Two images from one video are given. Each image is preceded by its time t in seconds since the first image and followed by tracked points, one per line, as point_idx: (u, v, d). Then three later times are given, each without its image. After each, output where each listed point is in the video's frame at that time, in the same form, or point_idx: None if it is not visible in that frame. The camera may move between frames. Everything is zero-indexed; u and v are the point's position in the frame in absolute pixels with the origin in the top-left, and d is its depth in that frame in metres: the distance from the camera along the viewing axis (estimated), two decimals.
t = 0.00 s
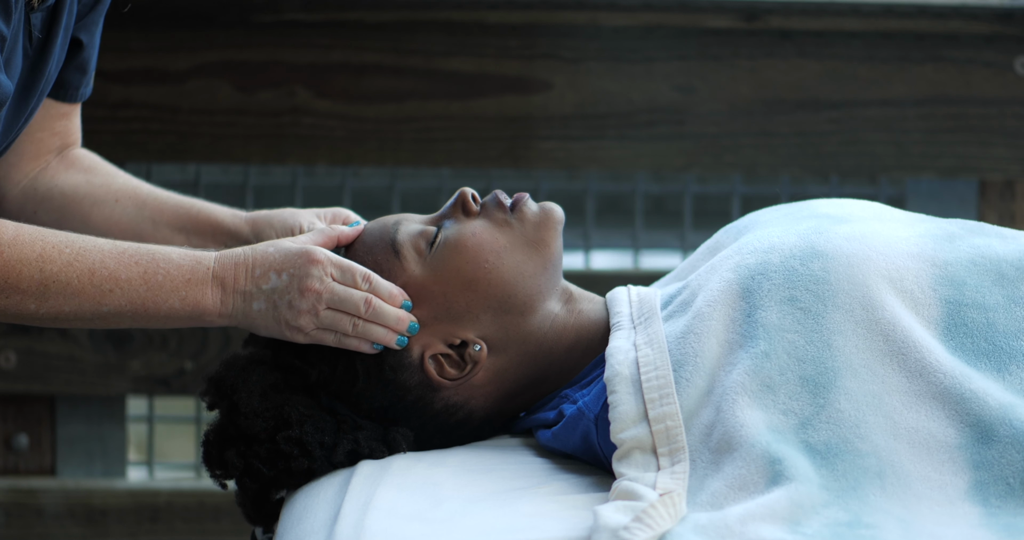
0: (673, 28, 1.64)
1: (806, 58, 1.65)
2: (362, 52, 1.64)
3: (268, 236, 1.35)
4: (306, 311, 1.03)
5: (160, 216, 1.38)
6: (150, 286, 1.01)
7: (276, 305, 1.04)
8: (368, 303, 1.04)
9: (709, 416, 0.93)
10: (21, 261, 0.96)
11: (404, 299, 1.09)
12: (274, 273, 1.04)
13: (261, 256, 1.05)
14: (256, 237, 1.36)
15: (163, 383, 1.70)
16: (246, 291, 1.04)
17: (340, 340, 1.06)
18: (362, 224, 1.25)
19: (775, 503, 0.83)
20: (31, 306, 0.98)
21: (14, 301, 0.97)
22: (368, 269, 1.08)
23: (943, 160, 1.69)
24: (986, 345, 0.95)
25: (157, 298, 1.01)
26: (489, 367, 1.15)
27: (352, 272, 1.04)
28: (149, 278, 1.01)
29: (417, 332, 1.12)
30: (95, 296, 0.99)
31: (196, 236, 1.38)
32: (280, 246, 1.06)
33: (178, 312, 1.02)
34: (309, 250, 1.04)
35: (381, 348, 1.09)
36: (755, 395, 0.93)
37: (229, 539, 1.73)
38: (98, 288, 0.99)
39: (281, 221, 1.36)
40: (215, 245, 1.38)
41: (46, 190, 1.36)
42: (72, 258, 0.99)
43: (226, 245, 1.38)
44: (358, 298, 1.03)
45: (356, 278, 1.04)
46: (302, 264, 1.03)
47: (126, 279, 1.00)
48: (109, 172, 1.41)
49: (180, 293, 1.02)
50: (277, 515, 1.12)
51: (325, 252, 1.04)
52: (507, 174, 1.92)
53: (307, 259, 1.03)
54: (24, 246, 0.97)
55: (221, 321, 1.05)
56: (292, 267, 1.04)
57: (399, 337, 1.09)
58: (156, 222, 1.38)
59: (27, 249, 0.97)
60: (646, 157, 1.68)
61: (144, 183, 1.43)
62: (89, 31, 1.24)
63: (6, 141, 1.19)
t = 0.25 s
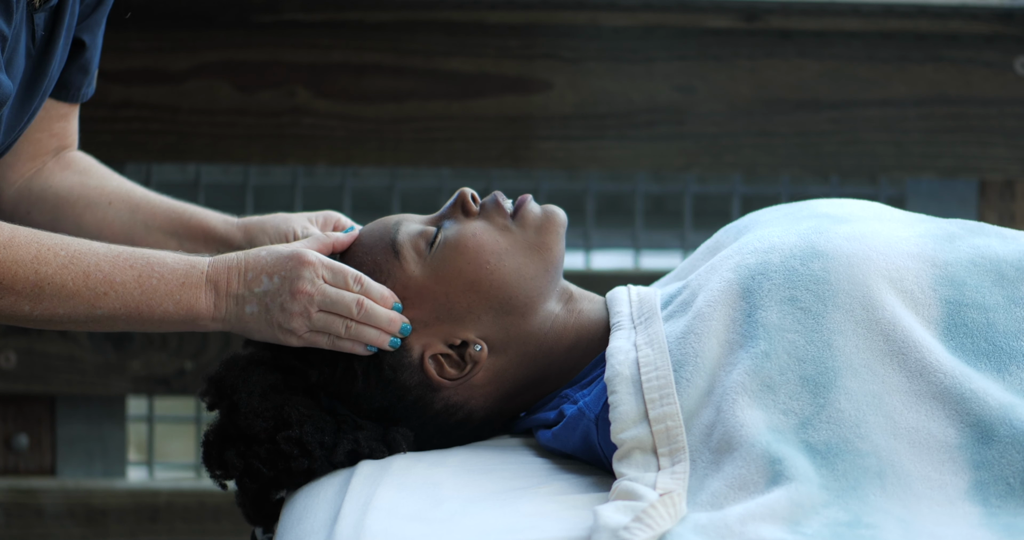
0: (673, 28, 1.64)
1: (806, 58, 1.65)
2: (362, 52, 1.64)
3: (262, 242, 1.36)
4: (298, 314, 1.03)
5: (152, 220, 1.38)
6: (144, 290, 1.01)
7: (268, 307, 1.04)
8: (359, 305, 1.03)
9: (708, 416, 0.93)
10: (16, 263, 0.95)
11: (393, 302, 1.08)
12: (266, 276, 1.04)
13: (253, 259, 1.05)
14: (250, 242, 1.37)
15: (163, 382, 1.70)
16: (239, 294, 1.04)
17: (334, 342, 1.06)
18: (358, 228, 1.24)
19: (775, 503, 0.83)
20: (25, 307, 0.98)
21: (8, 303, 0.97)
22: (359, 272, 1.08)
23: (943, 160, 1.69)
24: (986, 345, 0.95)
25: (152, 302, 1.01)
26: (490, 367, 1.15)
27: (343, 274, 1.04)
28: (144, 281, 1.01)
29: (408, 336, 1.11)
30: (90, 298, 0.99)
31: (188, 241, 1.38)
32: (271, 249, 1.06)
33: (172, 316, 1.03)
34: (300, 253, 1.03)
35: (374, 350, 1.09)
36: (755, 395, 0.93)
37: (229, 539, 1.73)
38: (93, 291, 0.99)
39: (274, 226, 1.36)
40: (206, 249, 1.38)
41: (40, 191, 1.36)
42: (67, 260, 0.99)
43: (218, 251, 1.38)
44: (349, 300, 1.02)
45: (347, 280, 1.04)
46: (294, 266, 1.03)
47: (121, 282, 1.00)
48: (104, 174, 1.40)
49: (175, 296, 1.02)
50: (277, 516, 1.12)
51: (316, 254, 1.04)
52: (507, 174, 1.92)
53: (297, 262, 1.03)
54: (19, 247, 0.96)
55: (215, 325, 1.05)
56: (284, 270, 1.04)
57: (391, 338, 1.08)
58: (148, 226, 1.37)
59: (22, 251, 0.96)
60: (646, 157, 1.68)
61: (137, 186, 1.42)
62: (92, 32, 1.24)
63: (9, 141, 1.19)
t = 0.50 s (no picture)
0: (673, 28, 1.64)
1: (806, 58, 1.65)
2: (362, 52, 1.64)
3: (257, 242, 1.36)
4: (289, 310, 1.02)
5: (145, 222, 1.38)
6: (139, 290, 1.01)
7: (260, 304, 1.03)
8: (350, 300, 1.02)
9: (708, 416, 0.93)
10: (11, 263, 0.96)
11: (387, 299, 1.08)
12: (257, 273, 1.04)
13: (245, 257, 1.05)
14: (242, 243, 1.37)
15: (163, 382, 1.70)
16: (230, 292, 1.04)
17: (326, 338, 1.05)
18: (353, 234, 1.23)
19: (775, 504, 0.83)
20: (20, 307, 0.98)
21: (3, 303, 0.97)
22: (350, 268, 1.08)
23: (943, 160, 1.69)
24: (986, 345, 0.95)
25: (146, 301, 1.01)
26: (492, 366, 1.15)
27: (333, 270, 1.03)
28: (138, 281, 1.01)
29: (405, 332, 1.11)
30: (85, 298, 0.99)
31: (180, 243, 1.39)
32: (263, 247, 1.06)
33: (167, 316, 1.03)
34: (289, 250, 1.03)
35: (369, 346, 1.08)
36: (755, 396, 0.93)
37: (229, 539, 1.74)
38: (88, 291, 0.99)
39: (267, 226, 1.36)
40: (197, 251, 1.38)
41: (36, 191, 1.36)
42: (62, 261, 0.99)
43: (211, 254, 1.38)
44: (340, 295, 1.02)
45: (337, 275, 1.03)
46: (283, 263, 1.03)
47: (115, 283, 1.00)
48: (100, 175, 1.41)
49: (169, 296, 1.02)
50: (277, 515, 1.12)
51: (305, 250, 1.03)
52: (507, 174, 1.92)
53: (287, 258, 1.02)
54: (14, 248, 0.96)
55: (210, 324, 1.06)
56: (273, 266, 1.03)
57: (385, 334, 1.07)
58: (141, 227, 1.38)
59: (17, 252, 0.96)
60: (646, 157, 1.68)
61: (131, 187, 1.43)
62: (91, 33, 1.25)
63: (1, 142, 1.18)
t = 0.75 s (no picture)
0: (673, 28, 1.64)
1: (806, 58, 1.65)
2: (362, 52, 1.64)
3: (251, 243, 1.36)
4: (284, 301, 1.02)
5: (139, 224, 1.37)
6: (139, 287, 1.01)
7: (255, 297, 1.03)
8: (345, 288, 1.02)
9: (708, 416, 0.93)
10: (11, 261, 0.96)
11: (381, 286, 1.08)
12: (251, 266, 1.03)
13: (241, 252, 1.05)
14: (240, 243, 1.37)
15: (163, 382, 1.70)
16: (227, 286, 1.03)
17: (322, 329, 1.05)
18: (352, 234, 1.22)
19: (775, 504, 0.83)
20: (20, 305, 0.98)
21: (4, 300, 0.97)
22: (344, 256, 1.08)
23: (943, 160, 1.69)
24: (986, 345, 0.95)
25: (146, 299, 1.01)
26: (493, 366, 1.15)
27: (327, 259, 1.03)
28: (138, 278, 1.01)
29: (398, 319, 1.11)
30: (85, 296, 0.99)
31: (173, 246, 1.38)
32: (257, 240, 1.06)
33: (167, 313, 1.03)
34: (282, 242, 1.02)
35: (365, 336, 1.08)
36: (755, 396, 0.93)
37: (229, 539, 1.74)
38: (87, 289, 0.99)
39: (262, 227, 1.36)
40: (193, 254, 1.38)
41: (31, 191, 1.36)
42: (62, 258, 0.99)
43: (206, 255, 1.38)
44: (334, 284, 1.02)
45: (331, 265, 1.03)
46: (276, 254, 1.02)
47: (115, 280, 1.00)
48: (95, 176, 1.40)
49: (168, 293, 1.02)
50: (277, 515, 1.12)
51: (297, 241, 1.03)
52: (507, 174, 1.92)
53: (280, 250, 1.02)
54: (14, 246, 0.97)
55: (209, 320, 1.05)
56: (267, 258, 1.03)
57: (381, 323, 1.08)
58: (134, 230, 1.37)
59: (17, 250, 0.97)
60: (646, 157, 1.68)
61: (126, 189, 1.42)
62: (89, 31, 1.24)
63: (8, 138, 1.20)
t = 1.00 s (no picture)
0: (673, 28, 1.64)
1: (806, 58, 1.65)
2: (362, 52, 1.64)
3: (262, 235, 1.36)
4: (301, 291, 1.02)
5: (151, 223, 1.37)
6: (151, 285, 1.01)
7: (271, 291, 1.03)
8: (361, 270, 1.03)
9: (708, 416, 0.93)
10: (24, 258, 0.96)
11: (410, 282, 1.07)
12: (263, 261, 1.03)
13: (249, 248, 1.04)
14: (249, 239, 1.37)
15: (163, 383, 1.70)
16: (240, 283, 1.03)
17: (337, 316, 1.03)
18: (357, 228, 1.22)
19: (775, 504, 0.83)
20: (32, 303, 0.98)
21: (16, 298, 0.97)
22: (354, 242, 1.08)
23: (943, 160, 1.69)
24: (986, 345, 0.95)
25: (159, 296, 1.01)
26: (496, 366, 1.15)
27: (339, 246, 1.03)
28: (150, 275, 1.01)
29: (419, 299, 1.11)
30: (97, 294, 0.99)
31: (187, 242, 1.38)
32: (264, 237, 1.05)
33: (179, 311, 1.02)
34: (292, 234, 1.03)
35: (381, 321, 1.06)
36: (756, 396, 0.93)
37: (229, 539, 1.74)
38: (99, 286, 0.99)
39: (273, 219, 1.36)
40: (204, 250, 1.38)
41: (41, 191, 1.36)
42: (74, 255, 0.99)
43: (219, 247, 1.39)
44: (349, 267, 1.02)
45: (345, 250, 1.04)
46: (286, 246, 1.02)
47: (127, 278, 1.00)
48: (105, 175, 1.40)
49: (181, 291, 1.02)
50: (276, 514, 1.12)
51: (307, 232, 1.03)
52: (507, 174, 1.92)
53: (290, 242, 1.02)
54: (27, 243, 0.97)
55: (224, 318, 1.05)
56: (278, 251, 1.03)
57: (402, 299, 1.07)
58: (147, 228, 1.37)
59: (30, 246, 0.97)
60: (645, 157, 1.68)
61: (137, 188, 1.42)
62: (90, 29, 1.25)
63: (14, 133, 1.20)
